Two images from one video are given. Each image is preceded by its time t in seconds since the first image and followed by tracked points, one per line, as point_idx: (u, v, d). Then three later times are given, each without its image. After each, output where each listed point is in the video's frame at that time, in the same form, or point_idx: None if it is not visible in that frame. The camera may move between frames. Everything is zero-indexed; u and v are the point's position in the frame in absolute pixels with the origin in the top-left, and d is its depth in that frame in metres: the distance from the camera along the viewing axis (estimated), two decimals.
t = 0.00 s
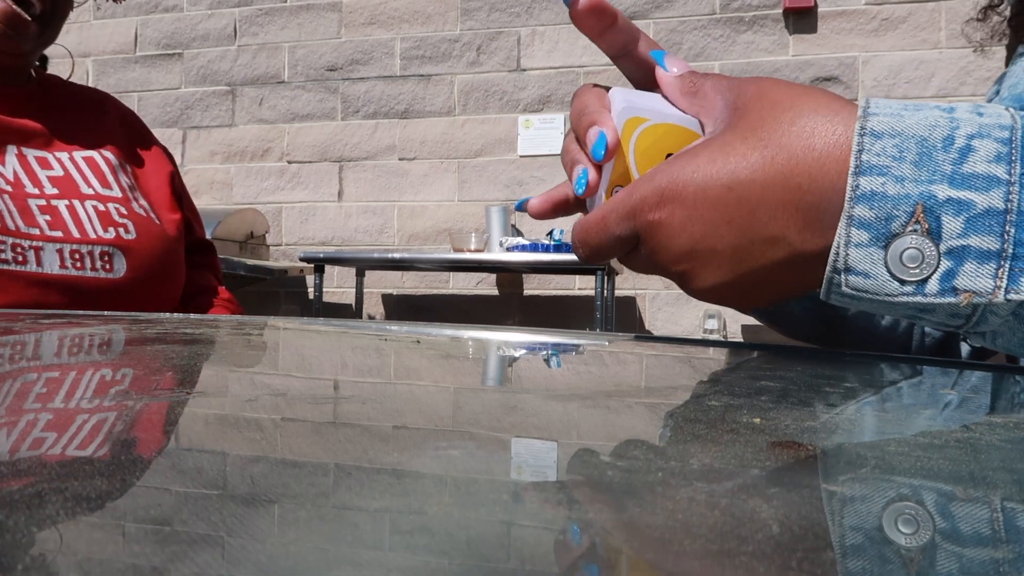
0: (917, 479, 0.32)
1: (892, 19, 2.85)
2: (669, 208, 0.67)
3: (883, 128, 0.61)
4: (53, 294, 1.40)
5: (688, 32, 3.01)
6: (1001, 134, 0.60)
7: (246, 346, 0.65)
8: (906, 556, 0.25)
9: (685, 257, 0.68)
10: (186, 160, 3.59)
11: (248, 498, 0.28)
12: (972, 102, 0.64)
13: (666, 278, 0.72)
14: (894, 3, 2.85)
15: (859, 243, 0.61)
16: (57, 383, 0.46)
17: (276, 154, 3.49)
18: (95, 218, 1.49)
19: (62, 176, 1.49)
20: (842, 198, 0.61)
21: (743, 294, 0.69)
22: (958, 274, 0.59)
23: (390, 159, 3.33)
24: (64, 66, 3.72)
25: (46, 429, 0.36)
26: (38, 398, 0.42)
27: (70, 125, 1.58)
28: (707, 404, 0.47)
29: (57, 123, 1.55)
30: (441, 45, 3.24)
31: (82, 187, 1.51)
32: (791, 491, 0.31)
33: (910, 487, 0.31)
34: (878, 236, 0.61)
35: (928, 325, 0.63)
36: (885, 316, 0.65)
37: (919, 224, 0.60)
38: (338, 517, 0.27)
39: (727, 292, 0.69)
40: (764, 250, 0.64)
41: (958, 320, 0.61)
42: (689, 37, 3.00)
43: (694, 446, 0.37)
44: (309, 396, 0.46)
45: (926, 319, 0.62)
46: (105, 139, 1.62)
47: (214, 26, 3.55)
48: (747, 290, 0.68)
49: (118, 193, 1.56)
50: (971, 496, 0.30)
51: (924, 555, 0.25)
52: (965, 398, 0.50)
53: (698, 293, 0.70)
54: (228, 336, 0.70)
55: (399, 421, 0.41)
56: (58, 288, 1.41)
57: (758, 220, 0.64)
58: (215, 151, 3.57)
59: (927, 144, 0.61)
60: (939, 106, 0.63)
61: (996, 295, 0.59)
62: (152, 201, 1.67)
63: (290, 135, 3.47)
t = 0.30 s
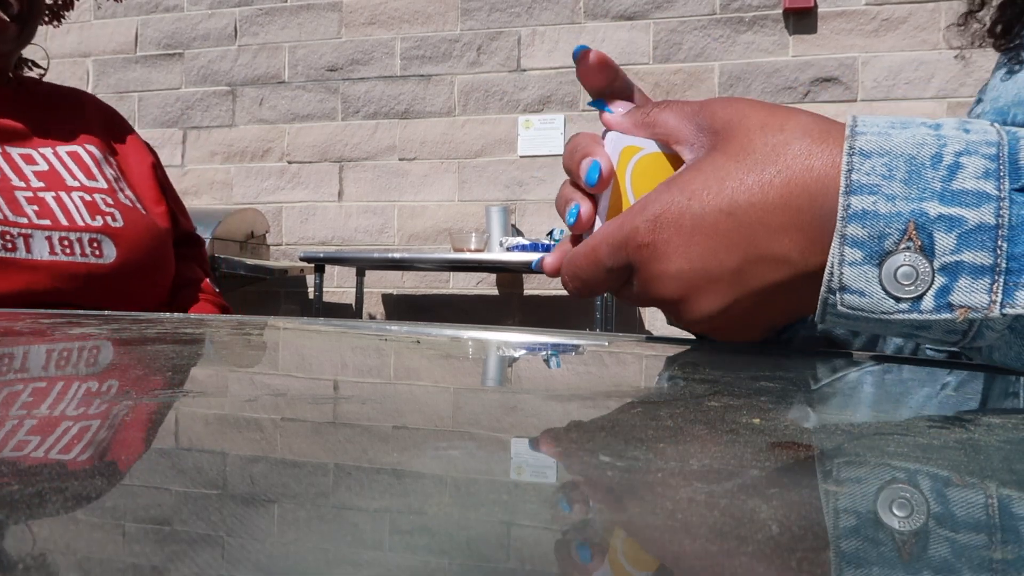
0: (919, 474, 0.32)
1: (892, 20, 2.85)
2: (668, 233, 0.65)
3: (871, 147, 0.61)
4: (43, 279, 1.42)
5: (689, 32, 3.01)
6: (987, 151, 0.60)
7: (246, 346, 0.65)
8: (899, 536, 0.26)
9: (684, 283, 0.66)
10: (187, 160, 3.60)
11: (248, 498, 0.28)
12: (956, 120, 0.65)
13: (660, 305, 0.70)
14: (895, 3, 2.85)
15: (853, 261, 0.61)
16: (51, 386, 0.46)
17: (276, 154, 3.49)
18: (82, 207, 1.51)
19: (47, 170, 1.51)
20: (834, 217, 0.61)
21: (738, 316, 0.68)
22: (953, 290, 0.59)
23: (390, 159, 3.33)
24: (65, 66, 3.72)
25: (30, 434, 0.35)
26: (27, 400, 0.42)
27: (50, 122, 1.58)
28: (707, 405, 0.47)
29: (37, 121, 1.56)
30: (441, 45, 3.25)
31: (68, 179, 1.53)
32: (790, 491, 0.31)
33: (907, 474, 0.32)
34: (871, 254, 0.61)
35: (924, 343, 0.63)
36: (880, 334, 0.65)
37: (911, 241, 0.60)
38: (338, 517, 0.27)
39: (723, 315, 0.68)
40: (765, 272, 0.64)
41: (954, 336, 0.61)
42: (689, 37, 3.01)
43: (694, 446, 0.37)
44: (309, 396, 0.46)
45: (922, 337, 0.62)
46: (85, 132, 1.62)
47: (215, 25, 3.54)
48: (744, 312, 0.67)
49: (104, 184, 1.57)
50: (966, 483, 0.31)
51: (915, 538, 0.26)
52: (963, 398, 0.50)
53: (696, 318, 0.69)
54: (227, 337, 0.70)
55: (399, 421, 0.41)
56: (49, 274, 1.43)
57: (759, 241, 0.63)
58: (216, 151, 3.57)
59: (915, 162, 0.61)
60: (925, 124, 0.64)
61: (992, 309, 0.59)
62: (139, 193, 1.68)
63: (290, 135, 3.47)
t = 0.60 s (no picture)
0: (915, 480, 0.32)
1: (892, 20, 2.85)
2: (667, 207, 0.65)
3: (877, 133, 0.62)
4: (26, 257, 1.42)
5: (689, 32, 3.01)
6: (992, 137, 0.60)
7: (246, 346, 0.65)
8: (902, 549, 0.25)
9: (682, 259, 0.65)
10: (187, 160, 3.60)
11: (249, 497, 0.28)
12: (963, 108, 0.65)
13: (657, 290, 0.69)
14: (895, 3, 2.85)
15: (857, 245, 0.61)
16: (38, 389, 0.45)
17: (276, 154, 3.50)
18: (60, 190, 1.51)
19: (21, 160, 1.50)
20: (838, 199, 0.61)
21: (738, 304, 0.66)
22: (955, 274, 0.60)
23: (390, 159, 3.33)
24: (65, 66, 3.72)
25: (9, 438, 0.35)
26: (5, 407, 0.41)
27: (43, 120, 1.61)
28: (707, 405, 0.47)
29: (5, 115, 1.56)
30: (441, 45, 3.24)
31: (43, 168, 1.53)
32: (789, 491, 0.31)
33: (907, 488, 0.31)
34: (876, 238, 0.61)
35: (926, 330, 0.64)
36: (884, 320, 0.65)
37: (915, 226, 0.60)
38: (338, 517, 0.27)
39: (721, 299, 0.66)
40: (764, 248, 0.62)
41: (956, 323, 0.62)
42: (689, 38, 3.01)
43: (695, 446, 0.37)
44: (309, 396, 0.46)
45: (924, 323, 0.63)
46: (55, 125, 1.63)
47: (215, 25, 3.54)
48: (743, 298, 0.65)
49: (77, 173, 1.58)
50: (967, 497, 0.30)
51: (920, 551, 0.25)
52: (961, 400, 0.50)
53: (693, 301, 0.67)
54: (226, 336, 0.70)
55: (399, 421, 0.41)
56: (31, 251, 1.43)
57: (759, 216, 0.62)
58: (216, 151, 3.57)
59: (920, 148, 0.61)
60: (931, 112, 0.65)
61: (994, 293, 0.59)
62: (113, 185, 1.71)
63: (290, 135, 3.47)
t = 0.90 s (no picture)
0: (914, 482, 0.32)
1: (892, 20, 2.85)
2: (664, 191, 0.67)
3: (879, 123, 0.62)
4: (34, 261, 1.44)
5: (689, 31, 3.01)
6: (993, 126, 0.60)
7: (246, 346, 0.64)
8: (903, 563, 0.25)
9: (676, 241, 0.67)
10: (187, 160, 3.60)
11: (249, 497, 0.28)
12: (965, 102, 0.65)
13: (656, 276, 0.70)
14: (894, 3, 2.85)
15: (859, 231, 0.61)
16: (44, 387, 0.46)
17: (277, 153, 3.50)
18: (68, 193, 1.51)
19: (30, 163, 1.49)
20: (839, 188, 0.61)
21: (733, 290, 0.66)
22: (956, 259, 0.59)
23: (391, 159, 3.34)
24: (66, 65, 3.72)
25: (15, 437, 0.35)
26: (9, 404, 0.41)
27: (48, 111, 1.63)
28: (707, 404, 0.47)
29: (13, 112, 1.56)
30: (442, 45, 3.24)
31: (52, 170, 1.51)
32: (789, 491, 0.31)
33: (908, 501, 0.30)
34: (878, 225, 0.61)
35: (926, 321, 0.64)
36: (885, 311, 0.65)
37: (916, 213, 0.61)
38: (339, 517, 0.27)
39: (717, 285, 0.67)
40: (756, 231, 0.63)
41: (956, 313, 0.62)
42: (689, 37, 3.01)
43: (695, 446, 0.37)
44: (310, 396, 0.46)
45: (924, 313, 0.63)
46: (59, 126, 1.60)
47: (216, 25, 3.54)
48: (737, 283, 0.66)
49: (86, 174, 1.56)
50: (970, 510, 0.29)
51: (921, 563, 0.25)
52: (961, 399, 0.50)
53: (690, 286, 0.68)
54: (226, 336, 0.70)
55: (400, 421, 0.41)
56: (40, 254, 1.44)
57: (751, 198, 0.63)
58: (217, 150, 3.57)
59: (922, 138, 0.62)
60: (933, 104, 0.65)
61: (995, 278, 0.59)
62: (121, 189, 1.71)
63: (291, 135, 3.47)
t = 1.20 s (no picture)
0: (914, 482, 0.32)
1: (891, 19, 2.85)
2: (664, 203, 0.66)
3: (876, 130, 0.62)
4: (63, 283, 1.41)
5: (689, 31, 3.01)
6: (990, 134, 0.61)
7: (247, 346, 0.64)
8: (903, 554, 0.25)
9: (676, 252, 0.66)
10: (188, 160, 3.60)
11: (250, 497, 0.28)
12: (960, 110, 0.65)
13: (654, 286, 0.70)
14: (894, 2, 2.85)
15: (857, 238, 0.61)
16: (59, 383, 0.47)
17: (277, 153, 3.50)
18: (90, 208, 1.51)
19: (55, 174, 1.52)
20: (838, 197, 0.61)
21: (732, 298, 0.66)
22: (955, 265, 0.60)
23: (391, 159, 3.34)
24: (66, 65, 3.72)
25: (41, 427, 0.36)
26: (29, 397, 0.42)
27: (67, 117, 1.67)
28: (707, 404, 0.47)
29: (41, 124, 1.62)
30: (442, 45, 3.24)
31: (76, 182, 1.54)
32: (789, 490, 0.31)
33: (907, 492, 0.30)
34: (876, 231, 0.61)
35: (924, 328, 0.64)
36: (882, 317, 0.65)
37: (915, 219, 0.60)
38: (340, 516, 0.27)
39: (716, 294, 0.66)
40: (757, 241, 0.63)
41: (954, 320, 0.62)
42: (689, 36, 3.01)
43: (696, 446, 0.37)
44: (310, 395, 0.46)
45: (923, 320, 0.63)
46: (88, 135, 1.66)
47: (216, 25, 3.54)
48: (736, 292, 0.65)
49: (110, 185, 1.59)
50: (968, 501, 0.29)
51: (919, 553, 0.25)
52: (962, 399, 0.50)
53: (688, 295, 0.67)
54: (226, 336, 0.70)
55: (400, 421, 0.41)
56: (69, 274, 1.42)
57: (752, 208, 0.63)
58: (217, 150, 3.57)
59: (920, 145, 0.62)
60: (929, 112, 0.65)
61: (994, 284, 0.59)
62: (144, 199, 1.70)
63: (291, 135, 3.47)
